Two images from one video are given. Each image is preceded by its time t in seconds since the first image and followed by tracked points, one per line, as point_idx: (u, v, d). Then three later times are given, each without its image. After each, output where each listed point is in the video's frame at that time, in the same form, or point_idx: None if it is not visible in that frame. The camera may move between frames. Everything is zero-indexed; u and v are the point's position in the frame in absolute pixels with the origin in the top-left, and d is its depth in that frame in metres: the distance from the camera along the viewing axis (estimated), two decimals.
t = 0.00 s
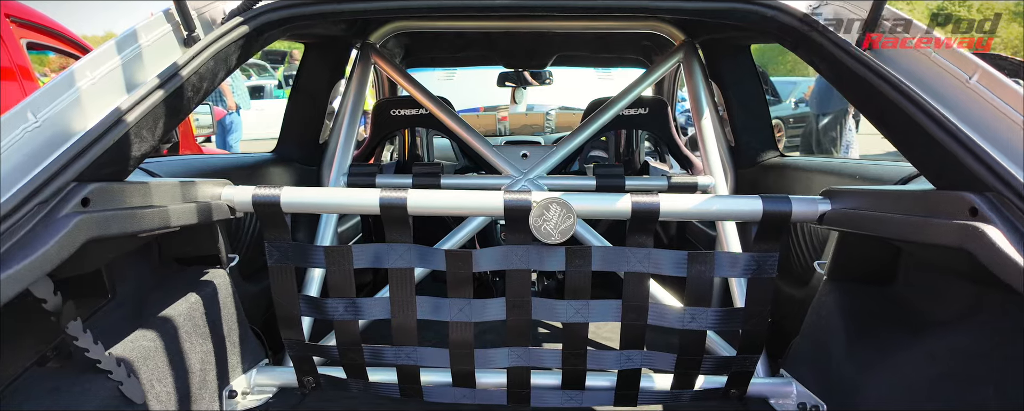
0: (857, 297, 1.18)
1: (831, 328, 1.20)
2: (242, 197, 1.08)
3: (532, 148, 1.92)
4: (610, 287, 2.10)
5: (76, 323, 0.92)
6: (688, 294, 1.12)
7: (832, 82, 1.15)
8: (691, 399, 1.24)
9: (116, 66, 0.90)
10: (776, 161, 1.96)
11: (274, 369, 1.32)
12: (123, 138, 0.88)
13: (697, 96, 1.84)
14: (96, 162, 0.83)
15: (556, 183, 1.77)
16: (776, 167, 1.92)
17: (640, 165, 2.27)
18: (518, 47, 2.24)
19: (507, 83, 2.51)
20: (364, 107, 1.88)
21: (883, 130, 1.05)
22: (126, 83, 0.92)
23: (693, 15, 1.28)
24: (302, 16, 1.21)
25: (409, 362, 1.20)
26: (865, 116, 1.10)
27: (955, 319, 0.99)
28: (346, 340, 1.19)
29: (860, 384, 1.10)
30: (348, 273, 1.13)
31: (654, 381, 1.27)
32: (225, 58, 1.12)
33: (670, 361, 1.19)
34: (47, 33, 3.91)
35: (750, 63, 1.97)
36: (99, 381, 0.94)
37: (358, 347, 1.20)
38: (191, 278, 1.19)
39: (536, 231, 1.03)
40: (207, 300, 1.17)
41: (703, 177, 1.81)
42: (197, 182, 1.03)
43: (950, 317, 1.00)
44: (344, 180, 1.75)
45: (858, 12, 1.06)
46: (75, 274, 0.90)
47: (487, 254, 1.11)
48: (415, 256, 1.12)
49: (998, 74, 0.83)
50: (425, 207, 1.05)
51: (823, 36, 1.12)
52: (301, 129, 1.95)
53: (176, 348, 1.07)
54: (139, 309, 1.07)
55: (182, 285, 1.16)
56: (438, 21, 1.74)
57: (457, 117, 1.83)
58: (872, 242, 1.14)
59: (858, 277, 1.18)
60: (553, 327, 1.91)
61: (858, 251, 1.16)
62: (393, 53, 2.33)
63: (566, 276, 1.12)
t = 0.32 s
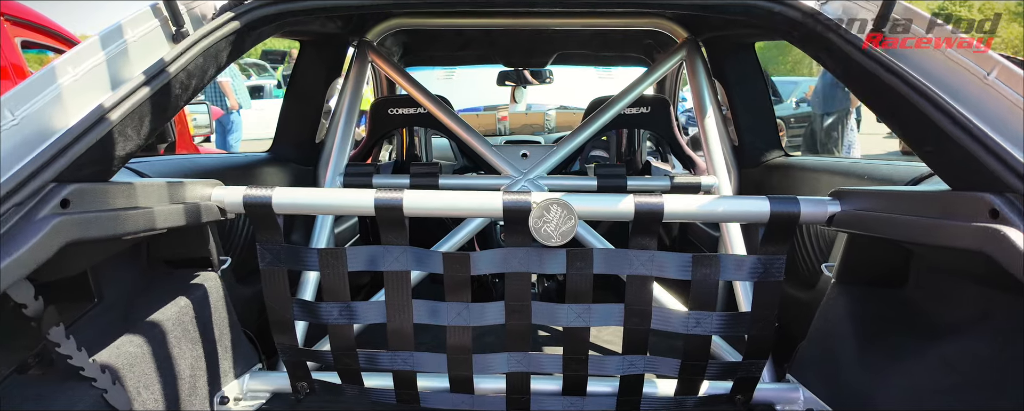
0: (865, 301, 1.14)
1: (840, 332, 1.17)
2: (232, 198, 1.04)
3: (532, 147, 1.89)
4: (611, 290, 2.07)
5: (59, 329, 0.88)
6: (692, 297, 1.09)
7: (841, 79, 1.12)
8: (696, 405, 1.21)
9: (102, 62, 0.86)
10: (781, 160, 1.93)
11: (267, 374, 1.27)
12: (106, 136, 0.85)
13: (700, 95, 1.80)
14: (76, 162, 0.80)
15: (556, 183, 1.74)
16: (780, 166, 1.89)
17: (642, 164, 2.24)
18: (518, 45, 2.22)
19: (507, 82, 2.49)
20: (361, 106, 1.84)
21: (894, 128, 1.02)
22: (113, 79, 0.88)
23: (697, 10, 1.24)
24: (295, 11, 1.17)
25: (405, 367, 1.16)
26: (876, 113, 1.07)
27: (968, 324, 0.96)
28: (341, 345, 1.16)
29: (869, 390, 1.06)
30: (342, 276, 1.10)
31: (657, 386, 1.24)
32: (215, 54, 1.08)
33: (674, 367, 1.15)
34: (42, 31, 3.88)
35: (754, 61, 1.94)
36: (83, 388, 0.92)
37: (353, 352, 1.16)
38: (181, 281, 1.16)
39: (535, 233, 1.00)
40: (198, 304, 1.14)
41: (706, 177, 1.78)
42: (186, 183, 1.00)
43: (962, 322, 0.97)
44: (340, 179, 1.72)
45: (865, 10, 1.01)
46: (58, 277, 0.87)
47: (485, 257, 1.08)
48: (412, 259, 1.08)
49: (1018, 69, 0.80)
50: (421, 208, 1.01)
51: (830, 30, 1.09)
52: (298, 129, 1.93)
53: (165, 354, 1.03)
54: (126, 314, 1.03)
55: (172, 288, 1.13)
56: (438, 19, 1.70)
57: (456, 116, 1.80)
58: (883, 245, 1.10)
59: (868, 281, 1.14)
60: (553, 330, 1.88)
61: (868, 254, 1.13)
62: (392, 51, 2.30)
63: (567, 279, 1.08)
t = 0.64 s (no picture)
0: (876, 306, 1.11)
1: (850, 338, 1.13)
2: (222, 198, 1.01)
3: (532, 146, 1.86)
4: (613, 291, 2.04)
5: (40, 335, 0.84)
6: (698, 301, 1.05)
7: (854, 76, 1.09)
8: None
9: (84, 58, 0.83)
10: (785, 160, 1.90)
11: (259, 379, 1.25)
12: (88, 135, 0.82)
13: (704, 93, 1.76)
14: (55, 161, 0.77)
15: (556, 183, 1.71)
16: (785, 166, 1.86)
17: (644, 163, 2.20)
18: (518, 43, 2.18)
19: (507, 81, 2.45)
20: (358, 104, 1.81)
21: (911, 127, 0.99)
22: (96, 75, 0.85)
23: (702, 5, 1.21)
24: (287, 6, 1.14)
25: (402, 373, 1.13)
26: (892, 112, 1.03)
27: (988, 329, 0.92)
28: (335, 350, 1.12)
29: (882, 398, 1.03)
30: (337, 280, 1.06)
31: (660, 391, 1.19)
32: (204, 50, 1.04)
33: (678, 372, 1.12)
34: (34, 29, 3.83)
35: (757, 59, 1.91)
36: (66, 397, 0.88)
37: (347, 357, 1.13)
38: (171, 284, 1.12)
39: (536, 235, 0.96)
40: (187, 308, 1.10)
41: (710, 176, 1.74)
42: (173, 183, 0.97)
43: (980, 327, 0.93)
44: (336, 179, 1.68)
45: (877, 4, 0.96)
46: (37, 281, 0.83)
47: (484, 259, 1.04)
48: (408, 261, 1.05)
49: None
50: (417, 209, 0.98)
51: (839, 24, 1.05)
52: (293, 128, 1.90)
53: (153, 361, 1.00)
54: (112, 319, 1.00)
55: (160, 291, 1.09)
56: (436, 15, 1.66)
57: (454, 115, 1.76)
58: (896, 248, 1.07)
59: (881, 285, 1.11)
60: (554, 332, 1.84)
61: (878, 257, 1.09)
62: (390, 49, 2.27)
63: (568, 283, 1.05)
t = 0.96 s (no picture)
0: (888, 311, 1.06)
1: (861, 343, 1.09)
2: (210, 199, 0.97)
3: (532, 146, 1.83)
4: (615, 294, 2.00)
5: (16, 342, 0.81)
6: (704, 305, 1.02)
7: (866, 72, 1.05)
8: None
9: (63, 52, 0.79)
10: (791, 160, 1.86)
11: (251, 385, 1.19)
12: (66, 132, 0.79)
13: (707, 91, 1.73)
14: (30, 160, 0.74)
15: (556, 183, 1.67)
16: (790, 166, 1.82)
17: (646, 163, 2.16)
18: (518, 40, 2.13)
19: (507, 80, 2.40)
20: (354, 103, 1.77)
21: (926, 125, 0.95)
22: (76, 70, 0.81)
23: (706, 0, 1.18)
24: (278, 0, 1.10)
25: (398, 379, 1.09)
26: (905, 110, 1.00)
27: (1007, 335, 0.89)
28: (328, 356, 1.08)
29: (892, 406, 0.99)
30: (329, 284, 1.03)
31: (664, 398, 1.17)
32: (193, 45, 1.01)
33: (683, 379, 1.08)
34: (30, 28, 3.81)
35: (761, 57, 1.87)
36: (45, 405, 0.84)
37: (341, 363, 1.09)
38: (158, 288, 1.08)
39: (536, 237, 0.92)
40: (175, 312, 1.06)
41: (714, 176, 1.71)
42: (159, 183, 0.94)
43: (999, 333, 0.89)
44: (331, 179, 1.64)
45: None
46: (14, 287, 0.79)
47: (481, 262, 1.01)
48: (403, 265, 1.01)
49: None
50: (412, 210, 0.94)
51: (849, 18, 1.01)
52: (289, 127, 1.86)
53: (138, 368, 0.96)
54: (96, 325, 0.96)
55: (147, 295, 1.06)
56: (435, 12, 1.63)
57: (453, 114, 1.72)
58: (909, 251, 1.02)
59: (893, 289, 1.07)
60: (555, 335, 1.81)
61: (891, 260, 1.05)
62: (388, 47, 2.24)
63: (569, 286, 1.01)
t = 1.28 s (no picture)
0: (897, 315, 1.03)
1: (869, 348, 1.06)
2: (196, 201, 0.94)
3: (531, 146, 1.79)
4: (616, 296, 1.97)
5: None
6: (707, 310, 0.98)
7: (877, 71, 1.02)
8: None
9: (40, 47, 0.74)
10: (795, 160, 1.83)
11: (243, 392, 1.16)
12: (42, 131, 0.76)
13: (709, 90, 1.69)
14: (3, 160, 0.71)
15: (555, 183, 1.64)
16: (794, 166, 1.79)
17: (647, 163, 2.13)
18: (517, 39, 2.11)
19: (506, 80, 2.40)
20: (349, 102, 1.74)
21: (940, 125, 0.91)
22: (53, 66, 0.77)
23: None
24: None
25: (391, 386, 1.06)
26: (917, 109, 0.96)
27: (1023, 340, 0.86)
28: (320, 362, 1.05)
29: None
30: (321, 287, 0.99)
31: (665, 403, 1.13)
32: (178, 41, 0.97)
33: (685, 385, 1.05)
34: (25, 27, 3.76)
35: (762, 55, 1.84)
36: None
37: (333, 369, 1.06)
38: (143, 292, 1.05)
39: (535, 240, 0.89)
40: (162, 317, 1.03)
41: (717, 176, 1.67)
42: (142, 183, 0.91)
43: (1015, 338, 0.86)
44: (326, 179, 1.61)
45: None
46: None
47: (477, 265, 0.97)
48: (397, 268, 0.98)
49: None
50: (406, 212, 0.91)
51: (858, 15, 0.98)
52: (283, 126, 1.83)
53: (121, 375, 0.93)
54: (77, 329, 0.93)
55: (132, 300, 1.02)
56: (433, 9, 1.63)
57: (450, 113, 1.68)
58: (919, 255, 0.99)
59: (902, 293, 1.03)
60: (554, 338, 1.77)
61: (899, 263, 1.01)
62: (384, 46, 2.21)
63: (568, 290, 0.98)
